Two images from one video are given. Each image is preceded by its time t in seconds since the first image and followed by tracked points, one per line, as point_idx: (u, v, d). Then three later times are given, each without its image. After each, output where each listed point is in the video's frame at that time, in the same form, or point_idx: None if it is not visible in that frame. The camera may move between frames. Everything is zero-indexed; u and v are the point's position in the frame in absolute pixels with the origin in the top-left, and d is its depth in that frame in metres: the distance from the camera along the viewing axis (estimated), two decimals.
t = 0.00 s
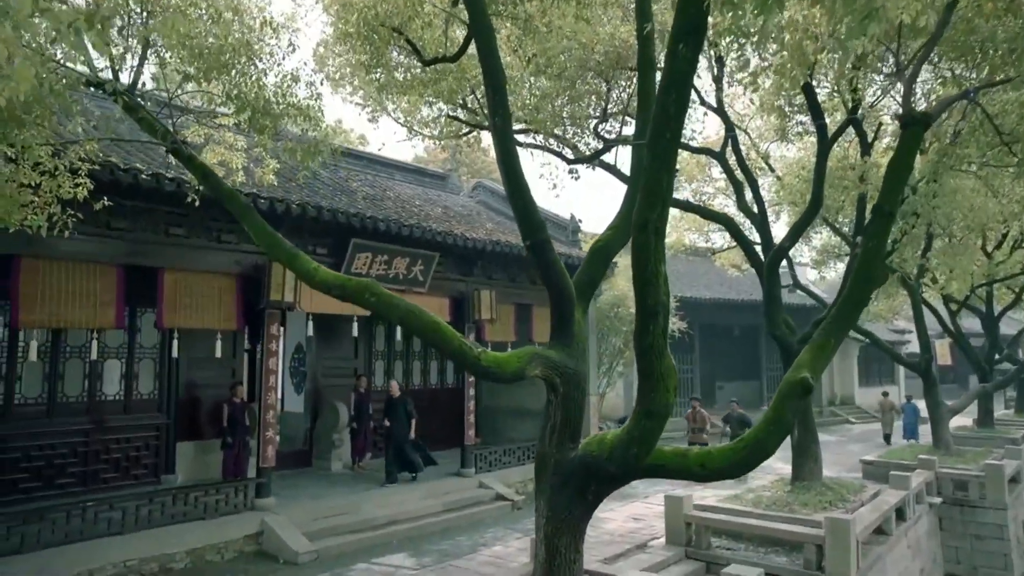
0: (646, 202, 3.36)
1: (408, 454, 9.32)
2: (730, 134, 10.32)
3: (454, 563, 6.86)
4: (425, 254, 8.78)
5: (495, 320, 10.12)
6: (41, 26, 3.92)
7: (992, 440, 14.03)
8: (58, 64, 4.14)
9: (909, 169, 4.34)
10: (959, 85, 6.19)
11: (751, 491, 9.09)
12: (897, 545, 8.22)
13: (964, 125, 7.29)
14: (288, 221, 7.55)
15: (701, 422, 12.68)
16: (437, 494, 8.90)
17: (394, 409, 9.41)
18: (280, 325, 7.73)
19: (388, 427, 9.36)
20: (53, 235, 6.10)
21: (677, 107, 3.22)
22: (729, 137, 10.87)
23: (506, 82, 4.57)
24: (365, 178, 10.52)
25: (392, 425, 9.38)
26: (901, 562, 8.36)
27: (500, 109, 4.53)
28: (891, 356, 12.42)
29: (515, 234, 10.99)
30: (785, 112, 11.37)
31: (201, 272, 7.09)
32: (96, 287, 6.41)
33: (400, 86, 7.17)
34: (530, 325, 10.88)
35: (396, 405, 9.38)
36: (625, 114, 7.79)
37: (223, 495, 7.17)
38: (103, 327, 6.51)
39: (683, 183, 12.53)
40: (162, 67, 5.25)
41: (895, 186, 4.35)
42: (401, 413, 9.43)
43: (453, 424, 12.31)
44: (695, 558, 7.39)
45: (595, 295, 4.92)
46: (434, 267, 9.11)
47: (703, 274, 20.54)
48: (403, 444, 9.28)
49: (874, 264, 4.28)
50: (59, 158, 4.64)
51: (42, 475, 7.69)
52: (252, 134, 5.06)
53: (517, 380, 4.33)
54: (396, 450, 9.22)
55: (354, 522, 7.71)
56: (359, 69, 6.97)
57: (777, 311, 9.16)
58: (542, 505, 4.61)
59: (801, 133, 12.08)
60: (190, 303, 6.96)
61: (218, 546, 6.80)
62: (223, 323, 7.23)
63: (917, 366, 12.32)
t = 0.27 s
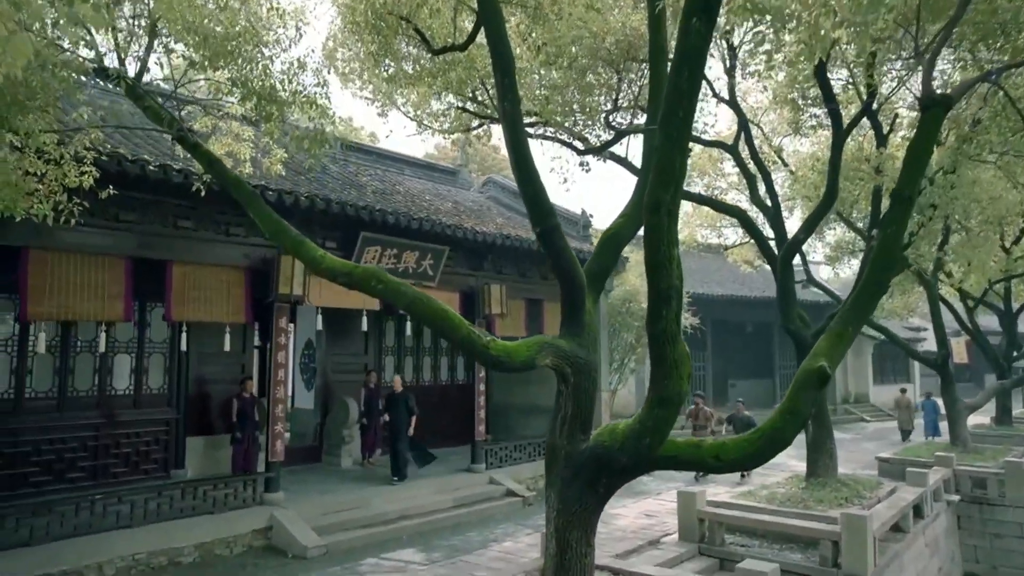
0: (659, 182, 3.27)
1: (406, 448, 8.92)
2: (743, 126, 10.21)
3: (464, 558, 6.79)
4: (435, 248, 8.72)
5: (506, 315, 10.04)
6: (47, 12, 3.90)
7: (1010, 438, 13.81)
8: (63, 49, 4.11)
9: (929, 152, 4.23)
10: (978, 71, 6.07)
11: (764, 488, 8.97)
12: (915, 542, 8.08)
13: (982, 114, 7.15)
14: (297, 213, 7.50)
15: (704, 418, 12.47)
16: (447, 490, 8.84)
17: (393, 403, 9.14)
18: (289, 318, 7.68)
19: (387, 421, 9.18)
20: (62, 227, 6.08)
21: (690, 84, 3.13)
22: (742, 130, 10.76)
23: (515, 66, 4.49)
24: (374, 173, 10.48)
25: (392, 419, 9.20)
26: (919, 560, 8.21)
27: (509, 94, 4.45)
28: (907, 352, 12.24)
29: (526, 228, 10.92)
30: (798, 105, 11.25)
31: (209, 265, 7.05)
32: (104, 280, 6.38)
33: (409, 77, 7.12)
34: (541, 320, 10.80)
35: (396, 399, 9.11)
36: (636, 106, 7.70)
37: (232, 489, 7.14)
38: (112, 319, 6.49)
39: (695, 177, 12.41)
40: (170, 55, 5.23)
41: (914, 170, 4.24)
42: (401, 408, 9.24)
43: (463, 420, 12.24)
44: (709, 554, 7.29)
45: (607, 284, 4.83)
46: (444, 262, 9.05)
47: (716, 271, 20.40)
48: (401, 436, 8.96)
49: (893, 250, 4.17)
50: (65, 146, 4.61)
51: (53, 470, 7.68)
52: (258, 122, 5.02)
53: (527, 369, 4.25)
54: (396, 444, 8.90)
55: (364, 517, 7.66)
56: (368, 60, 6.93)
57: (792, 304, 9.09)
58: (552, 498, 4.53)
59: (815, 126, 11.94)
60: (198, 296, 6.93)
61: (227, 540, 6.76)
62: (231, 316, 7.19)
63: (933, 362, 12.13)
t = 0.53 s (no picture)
0: (673, 161, 3.18)
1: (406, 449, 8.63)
2: (756, 119, 10.09)
3: (474, 555, 6.71)
4: (445, 242, 8.65)
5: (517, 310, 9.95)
6: None
7: None
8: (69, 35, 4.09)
9: (951, 137, 4.13)
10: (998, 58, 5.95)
11: (779, 485, 8.85)
12: (934, 541, 7.92)
13: (1004, 102, 6.99)
14: (307, 206, 7.46)
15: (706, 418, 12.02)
16: (457, 486, 8.77)
17: (393, 402, 8.53)
18: (299, 312, 7.61)
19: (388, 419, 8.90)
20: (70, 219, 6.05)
21: (705, 59, 3.04)
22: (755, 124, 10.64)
23: (524, 51, 4.42)
24: (384, 168, 10.44)
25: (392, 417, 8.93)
26: (938, 559, 8.05)
27: (518, 79, 4.37)
28: (924, 349, 12.06)
29: (536, 223, 10.84)
30: (813, 97, 11.15)
31: (218, 258, 7.01)
32: (111, 272, 6.34)
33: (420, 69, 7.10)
34: (552, 317, 10.72)
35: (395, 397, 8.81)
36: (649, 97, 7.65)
37: (242, 483, 7.10)
38: (120, 313, 6.45)
39: (709, 172, 12.30)
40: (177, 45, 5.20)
41: (935, 155, 4.13)
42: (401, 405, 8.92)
43: (474, 417, 12.16)
44: (723, 551, 7.18)
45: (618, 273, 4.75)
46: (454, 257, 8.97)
47: (728, 268, 20.27)
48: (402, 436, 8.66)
49: (915, 237, 4.06)
50: (72, 135, 4.58)
51: (64, 464, 7.68)
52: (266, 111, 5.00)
53: (537, 359, 4.17)
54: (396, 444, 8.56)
55: (373, 513, 7.60)
56: (378, 51, 6.90)
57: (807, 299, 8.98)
58: (564, 491, 4.44)
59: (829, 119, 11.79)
60: (206, 289, 6.89)
61: (236, 535, 6.72)
62: (240, 310, 7.15)
63: (951, 359, 11.95)
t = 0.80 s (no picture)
0: (686, 143, 3.09)
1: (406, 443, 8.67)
2: (767, 112, 9.99)
3: (483, 551, 6.65)
4: (454, 237, 8.59)
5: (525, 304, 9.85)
6: None
7: None
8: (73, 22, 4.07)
9: (970, 121, 4.03)
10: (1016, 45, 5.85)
11: (792, 482, 8.74)
12: (950, 539, 7.79)
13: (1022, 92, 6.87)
14: (314, 200, 7.42)
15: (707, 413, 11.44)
16: (466, 482, 8.71)
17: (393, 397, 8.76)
18: (306, 306, 7.56)
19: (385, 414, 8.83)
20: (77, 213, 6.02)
21: (719, 36, 2.94)
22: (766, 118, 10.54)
23: (534, 38, 4.35)
24: (393, 163, 10.40)
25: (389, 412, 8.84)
26: (954, 557, 7.91)
27: (528, 66, 4.30)
28: (939, 345, 11.91)
29: (546, 219, 10.77)
30: (825, 91, 11.04)
31: (224, 252, 6.97)
32: (116, 266, 6.29)
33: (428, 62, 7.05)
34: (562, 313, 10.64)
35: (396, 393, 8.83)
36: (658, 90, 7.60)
37: (249, 478, 7.06)
38: (127, 307, 6.42)
39: (719, 167, 12.20)
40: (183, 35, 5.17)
41: (952, 142, 4.03)
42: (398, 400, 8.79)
43: (482, 414, 12.10)
44: (735, 549, 7.08)
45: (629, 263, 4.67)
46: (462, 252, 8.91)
47: (739, 265, 20.14)
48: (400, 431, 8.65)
49: (934, 225, 3.94)
50: (76, 124, 4.54)
51: (72, 459, 7.67)
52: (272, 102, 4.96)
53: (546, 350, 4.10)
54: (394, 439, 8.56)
55: (381, 509, 7.54)
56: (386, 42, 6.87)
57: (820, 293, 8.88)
58: (573, 485, 4.36)
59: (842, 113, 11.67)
60: (213, 283, 6.86)
61: (243, 530, 6.69)
62: (247, 304, 7.11)
63: (966, 356, 11.79)
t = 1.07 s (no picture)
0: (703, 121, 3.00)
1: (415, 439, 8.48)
2: (782, 105, 9.85)
3: (495, 547, 6.56)
4: (465, 232, 8.56)
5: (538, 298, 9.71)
6: None
7: None
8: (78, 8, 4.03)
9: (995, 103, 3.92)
10: None
11: (808, 480, 8.60)
12: (973, 538, 7.62)
13: None
14: (324, 193, 7.36)
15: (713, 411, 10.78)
16: (478, 479, 8.63)
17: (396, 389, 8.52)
18: (316, 300, 7.50)
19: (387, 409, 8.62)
20: (87, 205, 5.99)
21: (739, 10, 2.84)
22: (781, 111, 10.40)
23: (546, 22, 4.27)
24: (404, 158, 10.34)
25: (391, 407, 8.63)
26: (976, 556, 7.74)
27: (539, 50, 4.21)
28: (958, 341, 11.71)
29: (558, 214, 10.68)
30: (841, 83, 10.89)
31: (234, 246, 6.92)
32: (126, 259, 6.25)
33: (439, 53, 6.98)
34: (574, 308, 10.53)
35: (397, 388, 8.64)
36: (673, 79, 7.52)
37: (259, 474, 7.01)
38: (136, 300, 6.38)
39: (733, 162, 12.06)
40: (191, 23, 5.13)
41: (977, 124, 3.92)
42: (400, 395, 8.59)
43: (494, 411, 12.02)
44: (751, 546, 6.96)
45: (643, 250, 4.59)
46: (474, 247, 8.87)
47: (753, 263, 19.96)
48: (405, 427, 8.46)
49: (959, 211, 3.83)
50: (83, 113, 4.50)
51: (83, 454, 7.66)
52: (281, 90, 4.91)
53: (559, 341, 4.02)
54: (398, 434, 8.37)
55: (392, 505, 7.47)
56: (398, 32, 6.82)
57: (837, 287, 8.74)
58: (587, 478, 4.27)
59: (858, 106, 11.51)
60: (223, 277, 6.81)
61: (253, 526, 6.64)
62: (257, 298, 7.06)
63: (986, 352, 11.59)
